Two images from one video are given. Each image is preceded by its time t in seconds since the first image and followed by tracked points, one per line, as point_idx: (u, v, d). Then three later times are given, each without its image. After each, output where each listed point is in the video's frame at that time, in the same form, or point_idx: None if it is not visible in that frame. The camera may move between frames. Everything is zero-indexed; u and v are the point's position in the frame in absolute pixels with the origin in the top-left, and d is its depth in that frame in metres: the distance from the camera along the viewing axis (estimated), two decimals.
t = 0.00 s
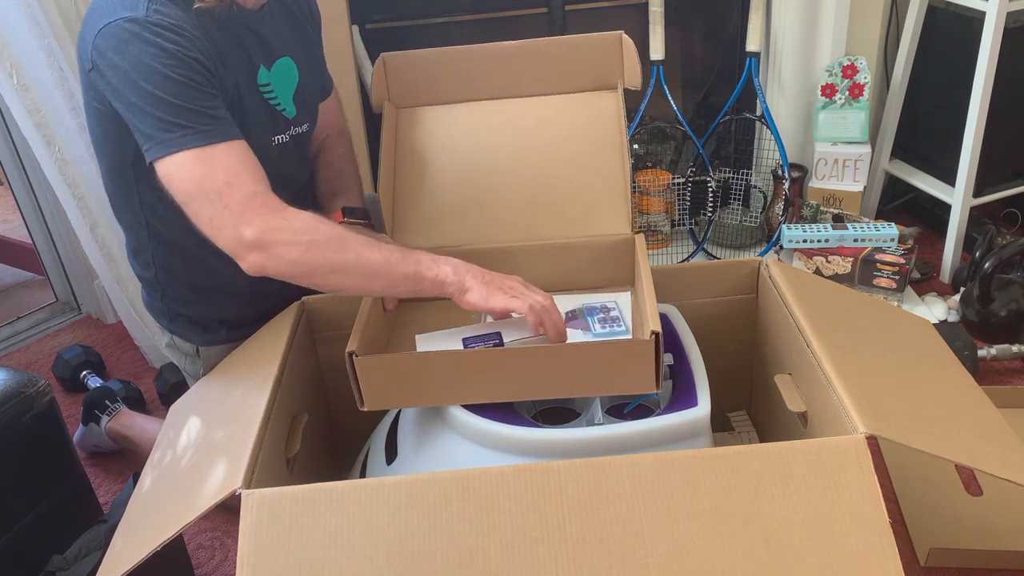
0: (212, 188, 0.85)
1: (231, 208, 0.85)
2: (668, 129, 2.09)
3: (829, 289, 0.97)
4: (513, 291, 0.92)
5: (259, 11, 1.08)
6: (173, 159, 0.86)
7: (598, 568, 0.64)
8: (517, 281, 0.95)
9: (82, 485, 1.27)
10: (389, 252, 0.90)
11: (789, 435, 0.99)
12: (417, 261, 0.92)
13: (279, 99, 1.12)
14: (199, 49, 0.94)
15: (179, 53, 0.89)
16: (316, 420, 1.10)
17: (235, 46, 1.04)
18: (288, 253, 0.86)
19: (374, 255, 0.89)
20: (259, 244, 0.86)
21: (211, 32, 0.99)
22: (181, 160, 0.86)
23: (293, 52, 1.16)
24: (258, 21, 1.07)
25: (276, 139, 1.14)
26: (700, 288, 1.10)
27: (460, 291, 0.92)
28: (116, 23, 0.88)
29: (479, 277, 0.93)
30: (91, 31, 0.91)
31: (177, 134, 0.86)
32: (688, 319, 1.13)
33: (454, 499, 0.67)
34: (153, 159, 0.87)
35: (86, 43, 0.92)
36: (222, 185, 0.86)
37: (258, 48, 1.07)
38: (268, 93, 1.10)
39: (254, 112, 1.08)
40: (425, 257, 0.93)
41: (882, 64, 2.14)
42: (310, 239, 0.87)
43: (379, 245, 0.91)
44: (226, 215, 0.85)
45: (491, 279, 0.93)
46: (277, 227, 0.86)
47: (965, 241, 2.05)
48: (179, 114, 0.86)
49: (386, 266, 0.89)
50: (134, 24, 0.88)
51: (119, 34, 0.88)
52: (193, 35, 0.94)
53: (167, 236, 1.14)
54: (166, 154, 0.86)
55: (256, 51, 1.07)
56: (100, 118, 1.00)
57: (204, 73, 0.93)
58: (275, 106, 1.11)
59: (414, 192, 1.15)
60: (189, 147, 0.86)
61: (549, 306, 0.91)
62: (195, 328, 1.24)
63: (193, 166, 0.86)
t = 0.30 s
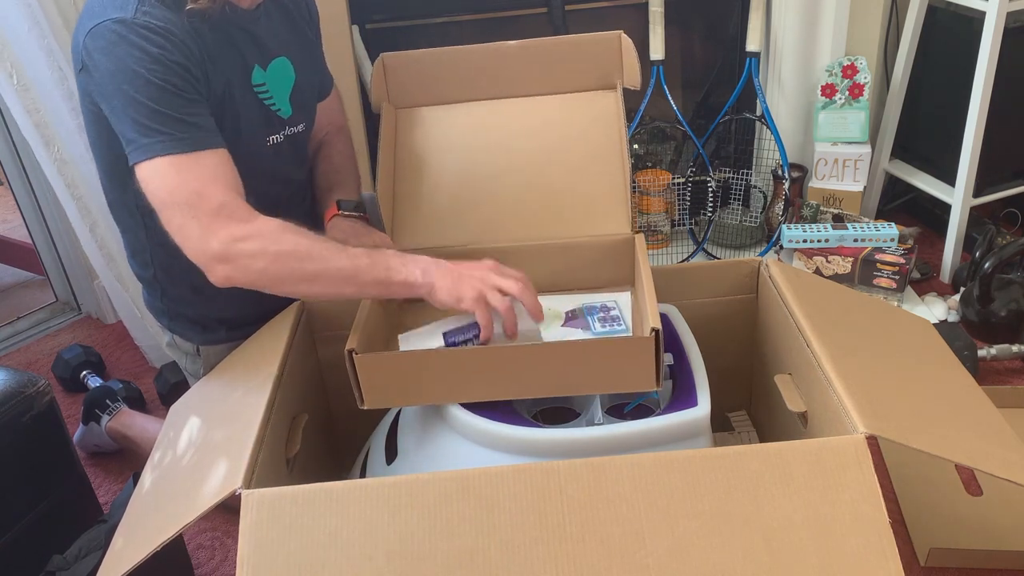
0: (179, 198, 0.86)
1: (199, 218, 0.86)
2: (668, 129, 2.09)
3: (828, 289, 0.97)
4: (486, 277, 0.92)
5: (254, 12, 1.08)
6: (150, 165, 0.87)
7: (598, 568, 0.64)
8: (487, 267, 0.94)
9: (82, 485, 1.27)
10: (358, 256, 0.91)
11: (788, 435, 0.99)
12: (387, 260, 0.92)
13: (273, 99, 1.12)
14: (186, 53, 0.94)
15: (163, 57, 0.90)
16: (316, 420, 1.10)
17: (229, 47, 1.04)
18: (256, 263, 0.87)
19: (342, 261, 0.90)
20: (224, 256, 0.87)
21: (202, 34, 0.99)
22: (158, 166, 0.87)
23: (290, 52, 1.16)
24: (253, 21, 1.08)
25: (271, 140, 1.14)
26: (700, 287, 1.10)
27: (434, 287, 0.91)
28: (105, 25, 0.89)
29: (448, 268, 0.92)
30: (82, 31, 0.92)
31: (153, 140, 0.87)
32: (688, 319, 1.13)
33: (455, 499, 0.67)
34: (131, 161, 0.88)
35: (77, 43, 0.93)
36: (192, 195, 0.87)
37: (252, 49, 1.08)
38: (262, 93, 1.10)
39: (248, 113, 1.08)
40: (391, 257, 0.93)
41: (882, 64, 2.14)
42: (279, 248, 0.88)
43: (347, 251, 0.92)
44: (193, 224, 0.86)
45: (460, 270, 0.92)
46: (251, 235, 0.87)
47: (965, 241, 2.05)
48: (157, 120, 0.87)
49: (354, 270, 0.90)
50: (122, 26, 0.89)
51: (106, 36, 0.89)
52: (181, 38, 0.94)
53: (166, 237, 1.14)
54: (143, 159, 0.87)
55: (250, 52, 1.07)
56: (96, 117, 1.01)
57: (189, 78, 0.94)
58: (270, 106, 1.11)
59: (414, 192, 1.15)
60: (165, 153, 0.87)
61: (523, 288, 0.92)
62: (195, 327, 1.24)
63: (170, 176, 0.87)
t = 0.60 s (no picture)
0: (149, 208, 0.90)
1: (166, 225, 0.90)
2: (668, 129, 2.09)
3: (829, 290, 0.97)
4: (430, 165, 0.86)
5: (248, 11, 1.08)
6: (125, 168, 0.90)
7: (599, 568, 0.64)
8: (429, 154, 0.88)
9: (82, 485, 1.27)
10: (309, 209, 0.91)
11: (788, 435, 0.99)
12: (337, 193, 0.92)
13: (267, 100, 1.12)
14: (171, 52, 0.96)
15: (145, 58, 0.92)
16: (316, 420, 1.10)
17: (222, 46, 1.05)
18: (220, 259, 0.91)
19: (297, 224, 0.91)
20: (191, 264, 0.91)
21: (192, 33, 1.00)
22: (131, 170, 0.90)
23: (288, 52, 1.16)
24: (248, 20, 1.08)
25: (264, 141, 1.14)
26: (701, 287, 1.09)
27: (388, 197, 0.87)
28: (91, 22, 0.91)
29: (391, 174, 0.89)
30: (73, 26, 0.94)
31: (129, 143, 0.90)
32: (688, 320, 1.13)
33: (455, 499, 0.67)
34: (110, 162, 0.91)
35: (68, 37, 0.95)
36: (160, 201, 0.90)
37: (246, 49, 1.08)
38: (255, 93, 1.10)
39: (240, 114, 1.08)
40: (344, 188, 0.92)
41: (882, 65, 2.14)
42: (234, 237, 0.90)
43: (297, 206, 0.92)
44: (161, 233, 0.91)
45: (403, 172, 0.88)
46: (211, 233, 0.90)
47: (965, 241, 2.05)
48: (133, 123, 0.90)
49: (309, 223, 0.90)
50: (107, 25, 0.91)
51: (91, 34, 0.90)
52: (168, 38, 0.96)
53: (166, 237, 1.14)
54: (119, 162, 0.90)
55: (244, 52, 1.07)
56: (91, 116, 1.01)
57: (172, 79, 0.95)
58: (263, 107, 1.12)
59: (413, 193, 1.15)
60: (140, 157, 0.90)
61: (472, 158, 0.84)
62: (194, 327, 1.24)
63: (141, 180, 0.90)
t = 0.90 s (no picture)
0: (145, 212, 0.93)
1: (162, 230, 0.93)
2: (668, 129, 2.09)
3: (828, 289, 0.97)
4: (421, 182, 0.86)
5: (245, 10, 1.07)
6: (118, 170, 0.92)
7: (599, 568, 0.64)
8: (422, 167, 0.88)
9: (82, 485, 1.27)
10: (304, 220, 0.93)
11: (788, 435, 0.99)
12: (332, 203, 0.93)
13: (264, 100, 1.12)
14: (164, 52, 0.96)
15: (137, 60, 0.92)
16: (316, 421, 1.10)
17: (217, 46, 1.05)
18: (216, 265, 0.95)
19: (292, 237, 0.93)
20: (187, 268, 0.95)
21: (185, 32, 1.00)
22: (125, 173, 0.92)
23: (286, 52, 1.15)
24: (244, 20, 1.07)
25: (261, 141, 1.14)
26: (701, 288, 1.09)
27: (379, 211, 0.88)
28: (84, 22, 0.91)
29: (382, 188, 0.89)
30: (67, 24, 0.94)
31: (123, 148, 0.91)
32: (689, 320, 1.12)
33: (455, 499, 0.67)
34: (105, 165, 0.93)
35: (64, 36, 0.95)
36: (155, 206, 0.93)
37: (242, 50, 1.08)
38: (251, 93, 1.10)
39: (236, 115, 1.08)
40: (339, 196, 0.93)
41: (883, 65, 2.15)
42: (228, 245, 0.93)
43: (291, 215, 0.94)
44: (157, 237, 0.93)
45: (395, 186, 0.88)
46: (205, 241, 0.93)
47: (965, 241, 2.05)
48: (126, 126, 0.91)
49: (304, 238, 0.93)
50: (99, 25, 0.90)
51: (83, 35, 0.90)
52: (160, 39, 0.96)
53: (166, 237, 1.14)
54: (113, 165, 0.92)
55: (239, 51, 1.07)
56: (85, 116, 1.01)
57: (165, 79, 0.96)
58: (260, 108, 1.11)
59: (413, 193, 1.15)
60: (134, 162, 0.92)
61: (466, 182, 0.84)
62: (193, 327, 1.25)
63: (135, 184, 0.92)
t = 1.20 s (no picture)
0: (133, 212, 0.94)
1: (149, 232, 0.95)
2: (669, 129, 2.09)
3: (828, 289, 0.97)
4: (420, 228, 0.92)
5: (246, 10, 1.07)
6: (110, 170, 0.93)
7: (599, 568, 0.64)
8: (433, 230, 0.90)
9: (82, 485, 1.27)
10: (290, 250, 0.97)
11: (788, 435, 0.99)
12: (324, 243, 0.96)
13: (264, 100, 1.11)
14: (163, 52, 0.96)
15: (137, 59, 0.92)
16: (316, 421, 1.10)
17: (218, 46, 1.05)
18: (201, 273, 0.98)
19: (272, 268, 0.98)
20: (170, 269, 0.97)
21: (186, 32, 1.00)
22: (116, 173, 0.93)
23: (286, 52, 1.15)
24: (245, 20, 1.07)
25: (261, 142, 1.13)
26: (701, 288, 1.09)
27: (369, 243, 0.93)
28: (85, 19, 0.91)
29: (382, 237, 0.92)
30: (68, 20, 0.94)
31: (117, 147, 0.91)
32: (689, 320, 1.12)
33: (455, 499, 0.67)
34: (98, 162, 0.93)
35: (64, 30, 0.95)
36: (145, 209, 0.94)
37: (242, 50, 1.08)
38: (251, 93, 1.09)
39: (236, 115, 1.08)
40: (336, 233, 0.96)
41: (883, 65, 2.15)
42: (213, 257, 0.96)
43: (278, 241, 0.98)
44: (143, 236, 0.95)
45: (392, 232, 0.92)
46: (192, 250, 0.95)
47: (965, 241, 2.05)
48: (121, 126, 0.91)
49: (288, 267, 0.97)
50: (100, 23, 0.90)
51: (83, 32, 0.90)
52: (160, 39, 0.96)
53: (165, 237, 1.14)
54: (106, 163, 0.92)
55: (239, 51, 1.07)
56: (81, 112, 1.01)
57: (164, 79, 0.96)
58: (259, 108, 1.11)
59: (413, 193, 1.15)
60: (127, 162, 0.92)
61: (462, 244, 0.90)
62: (193, 327, 1.25)
63: (126, 184, 0.93)
